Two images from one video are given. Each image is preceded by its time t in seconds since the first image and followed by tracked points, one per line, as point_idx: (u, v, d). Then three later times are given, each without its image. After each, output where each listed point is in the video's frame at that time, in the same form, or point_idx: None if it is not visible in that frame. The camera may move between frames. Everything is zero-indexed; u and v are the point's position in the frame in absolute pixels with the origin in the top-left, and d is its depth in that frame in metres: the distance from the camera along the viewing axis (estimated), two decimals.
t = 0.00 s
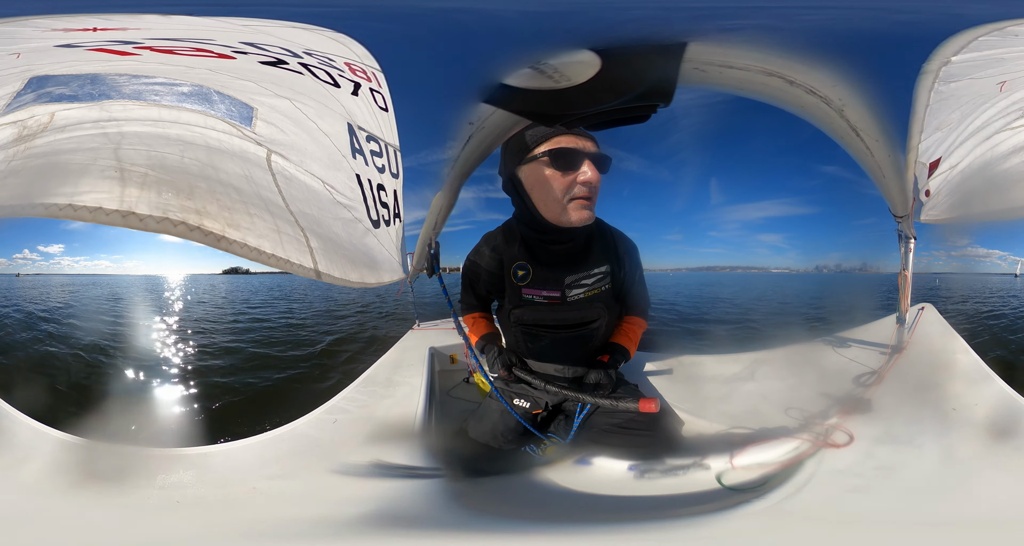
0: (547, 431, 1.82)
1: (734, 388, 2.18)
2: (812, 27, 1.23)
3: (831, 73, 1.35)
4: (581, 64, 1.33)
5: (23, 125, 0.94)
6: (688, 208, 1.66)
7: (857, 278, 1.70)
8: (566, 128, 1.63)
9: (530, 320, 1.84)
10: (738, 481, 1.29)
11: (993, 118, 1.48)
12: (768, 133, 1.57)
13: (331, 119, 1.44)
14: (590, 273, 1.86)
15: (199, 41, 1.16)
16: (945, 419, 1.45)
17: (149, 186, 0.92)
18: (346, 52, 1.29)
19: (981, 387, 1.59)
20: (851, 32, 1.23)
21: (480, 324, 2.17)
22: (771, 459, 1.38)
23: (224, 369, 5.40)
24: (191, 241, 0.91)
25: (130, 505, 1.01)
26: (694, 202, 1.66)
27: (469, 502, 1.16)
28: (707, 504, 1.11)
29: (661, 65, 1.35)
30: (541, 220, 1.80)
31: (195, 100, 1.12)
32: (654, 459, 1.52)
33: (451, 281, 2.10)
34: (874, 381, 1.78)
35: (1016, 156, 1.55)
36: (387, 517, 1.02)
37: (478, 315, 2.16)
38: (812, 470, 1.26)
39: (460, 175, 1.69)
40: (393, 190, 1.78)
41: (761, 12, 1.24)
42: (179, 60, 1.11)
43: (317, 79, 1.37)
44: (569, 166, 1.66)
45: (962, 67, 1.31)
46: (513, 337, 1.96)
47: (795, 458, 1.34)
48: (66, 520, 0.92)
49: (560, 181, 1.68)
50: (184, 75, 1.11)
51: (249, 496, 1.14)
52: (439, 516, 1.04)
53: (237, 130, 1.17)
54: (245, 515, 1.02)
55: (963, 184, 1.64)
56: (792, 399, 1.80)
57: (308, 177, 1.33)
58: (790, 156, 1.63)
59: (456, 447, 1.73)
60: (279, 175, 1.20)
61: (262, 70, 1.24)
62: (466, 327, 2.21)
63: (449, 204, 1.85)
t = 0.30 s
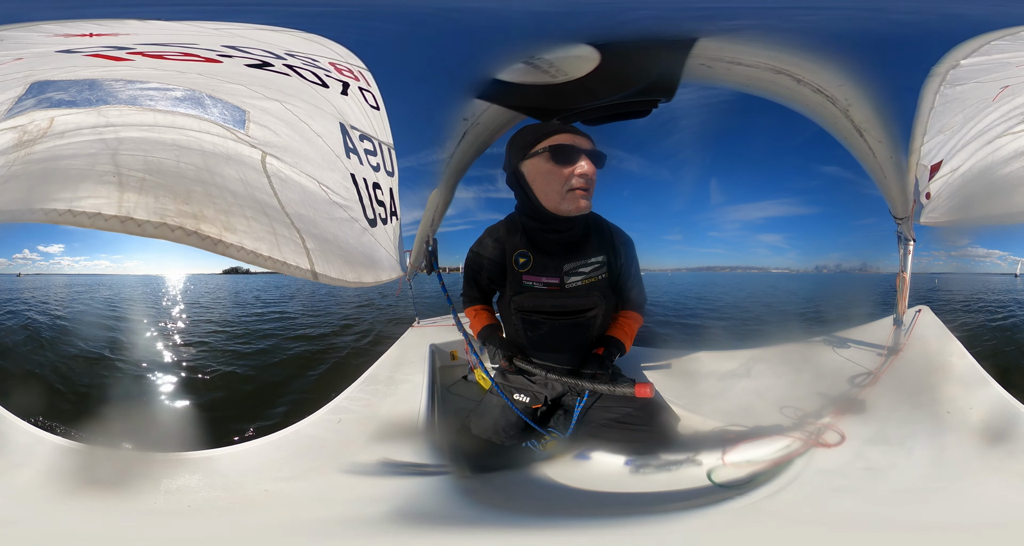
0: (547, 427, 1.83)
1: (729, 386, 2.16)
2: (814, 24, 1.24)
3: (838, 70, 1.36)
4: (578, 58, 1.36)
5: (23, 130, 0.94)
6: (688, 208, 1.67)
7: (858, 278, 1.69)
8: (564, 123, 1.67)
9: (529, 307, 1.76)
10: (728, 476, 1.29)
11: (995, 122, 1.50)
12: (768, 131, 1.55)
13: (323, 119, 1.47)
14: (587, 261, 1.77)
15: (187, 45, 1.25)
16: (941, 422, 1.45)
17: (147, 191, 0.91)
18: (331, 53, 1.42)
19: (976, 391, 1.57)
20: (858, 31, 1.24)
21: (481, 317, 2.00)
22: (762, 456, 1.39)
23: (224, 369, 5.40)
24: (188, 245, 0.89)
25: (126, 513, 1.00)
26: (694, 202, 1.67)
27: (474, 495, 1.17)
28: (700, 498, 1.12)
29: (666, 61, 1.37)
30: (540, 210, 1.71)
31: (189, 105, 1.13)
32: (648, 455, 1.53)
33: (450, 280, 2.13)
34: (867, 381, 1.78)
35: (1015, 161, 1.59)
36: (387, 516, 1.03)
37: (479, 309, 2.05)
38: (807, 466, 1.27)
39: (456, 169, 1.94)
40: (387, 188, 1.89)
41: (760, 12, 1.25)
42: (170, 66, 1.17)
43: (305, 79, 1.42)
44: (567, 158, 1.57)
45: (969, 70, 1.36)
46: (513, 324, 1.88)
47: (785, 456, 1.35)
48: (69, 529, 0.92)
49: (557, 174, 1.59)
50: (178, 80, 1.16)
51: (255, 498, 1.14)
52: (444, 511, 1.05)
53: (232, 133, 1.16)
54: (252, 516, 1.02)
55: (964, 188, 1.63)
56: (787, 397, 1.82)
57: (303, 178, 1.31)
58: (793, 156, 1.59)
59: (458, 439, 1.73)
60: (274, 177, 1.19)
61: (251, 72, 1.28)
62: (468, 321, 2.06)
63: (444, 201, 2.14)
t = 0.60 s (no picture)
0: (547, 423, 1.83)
1: (727, 382, 2.17)
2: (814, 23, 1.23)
3: (840, 71, 1.35)
4: (573, 55, 1.34)
5: (23, 132, 0.94)
6: (687, 208, 1.67)
7: (859, 278, 1.70)
8: (560, 118, 1.65)
9: (533, 291, 1.76)
10: (721, 473, 1.29)
11: (994, 125, 1.49)
12: (770, 131, 1.57)
13: (316, 120, 1.49)
14: (589, 251, 1.79)
15: (181, 48, 1.32)
16: (937, 423, 1.45)
17: (145, 192, 0.91)
18: (320, 54, 1.49)
19: (972, 392, 1.56)
20: (856, 31, 1.23)
21: (485, 308, 1.91)
22: (758, 453, 1.39)
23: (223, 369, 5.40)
24: (187, 245, 0.89)
25: (123, 517, 1.00)
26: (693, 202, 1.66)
27: (473, 495, 1.17)
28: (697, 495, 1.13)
29: (665, 58, 1.35)
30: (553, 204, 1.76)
31: (183, 107, 1.13)
32: (645, 452, 1.53)
33: (449, 280, 2.14)
34: (863, 381, 1.77)
35: (1013, 162, 1.59)
36: (386, 515, 1.03)
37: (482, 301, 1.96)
38: (805, 464, 1.27)
39: (452, 168, 1.91)
40: (382, 188, 1.90)
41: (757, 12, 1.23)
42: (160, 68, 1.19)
43: (296, 81, 1.47)
44: (580, 157, 1.64)
45: (972, 73, 1.35)
46: (517, 311, 1.85)
47: (779, 454, 1.36)
48: (67, 534, 0.91)
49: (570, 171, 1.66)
50: (172, 83, 1.17)
51: (255, 500, 1.14)
52: (444, 508, 1.05)
53: (228, 136, 1.17)
54: (250, 518, 1.02)
55: (963, 189, 1.62)
56: (783, 396, 1.83)
57: (299, 179, 1.31)
58: (794, 155, 1.61)
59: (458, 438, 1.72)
60: (270, 178, 1.19)
61: (242, 74, 1.31)
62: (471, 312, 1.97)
63: (441, 199, 2.10)
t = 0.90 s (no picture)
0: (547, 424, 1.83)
1: (726, 382, 2.16)
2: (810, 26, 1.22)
3: (837, 71, 1.35)
4: (569, 56, 1.34)
5: (22, 130, 0.94)
6: (687, 208, 1.79)
7: (860, 277, 1.71)
8: (555, 119, 1.63)
9: (541, 280, 1.73)
10: (721, 472, 1.29)
11: (994, 125, 1.49)
12: (772, 130, 1.61)
13: (314, 122, 1.46)
14: (594, 247, 1.80)
15: (183, 50, 1.31)
16: (934, 423, 1.44)
17: (144, 191, 0.91)
18: (319, 54, 1.53)
19: (970, 393, 1.55)
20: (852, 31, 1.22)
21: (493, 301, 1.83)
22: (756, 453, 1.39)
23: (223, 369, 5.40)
24: (186, 244, 0.88)
25: (119, 515, 0.99)
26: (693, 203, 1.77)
27: (470, 495, 1.17)
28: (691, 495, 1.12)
29: (661, 58, 1.34)
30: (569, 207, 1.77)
31: (183, 107, 1.13)
32: (644, 452, 1.53)
33: (447, 280, 2.14)
34: (862, 380, 1.77)
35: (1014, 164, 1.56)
36: (383, 516, 1.02)
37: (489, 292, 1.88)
38: (811, 468, 1.25)
39: (450, 168, 1.95)
40: (382, 189, 1.91)
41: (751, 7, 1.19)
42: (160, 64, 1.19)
43: (295, 82, 1.45)
44: (597, 164, 1.66)
45: (970, 71, 1.36)
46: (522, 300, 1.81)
47: (778, 453, 1.36)
48: (62, 533, 0.90)
49: (588, 178, 1.68)
50: (172, 83, 1.17)
51: (252, 500, 1.14)
52: (440, 509, 1.05)
53: (227, 136, 1.16)
54: (246, 519, 1.02)
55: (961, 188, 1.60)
56: (782, 395, 1.84)
57: (298, 180, 1.30)
58: (793, 155, 1.66)
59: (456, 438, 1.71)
60: (269, 179, 1.19)
61: (243, 75, 1.31)
62: (475, 305, 1.90)
63: (439, 200, 2.11)
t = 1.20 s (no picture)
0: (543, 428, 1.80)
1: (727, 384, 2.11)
2: (815, 27, 1.20)
3: (831, 73, 1.33)
4: (571, 59, 1.33)
5: (20, 128, 0.94)
6: (686, 208, 1.80)
7: (860, 278, 1.73)
8: (556, 122, 1.64)
9: (553, 274, 1.75)
10: (725, 476, 1.29)
11: (991, 122, 1.49)
12: (772, 131, 1.63)
13: (318, 121, 1.48)
14: (600, 251, 1.83)
15: (188, 47, 1.30)
16: (935, 422, 1.44)
17: (144, 189, 0.91)
18: (321, 54, 1.49)
19: (971, 390, 1.54)
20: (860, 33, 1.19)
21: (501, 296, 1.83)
22: (760, 456, 1.38)
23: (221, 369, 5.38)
24: (183, 243, 0.88)
25: (117, 515, 0.98)
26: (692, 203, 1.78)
27: (466, 498, 1.16)
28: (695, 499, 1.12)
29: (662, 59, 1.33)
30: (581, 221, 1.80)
31: (185, 105, 1.13)
32: (645, 455, 1.52)
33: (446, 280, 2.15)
34: (864, 380, 1.77)
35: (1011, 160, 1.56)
36: (381, 518, 1.02)
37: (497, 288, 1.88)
38: (811, 470, 1.24)
39: (450, 173, 1.91)
40: (382, 189, 1.90)
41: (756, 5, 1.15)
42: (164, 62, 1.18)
43: (301, 82, 1.44)
44: (611, 182, 1.74)
45: (965, 69, 1.34)
46: (531, 293, 1.80)
47: (783, 455, 1.35)
48: (57, 531, 0.90)
49: (602, 195, 1.75)
50: (175, 81, 1.17)
51: (245, 500, 1.13)
52: (436, 512, 1.04)
53: (229, 134, 1.17)
54: (239, 518, 1.01)
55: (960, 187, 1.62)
56: (783, 397, 1.83)
57: (298, 180, 1.32)
58: (793, 156, 1.67)
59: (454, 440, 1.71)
60: (269, 178, 1.20)
61: (248, 73, 1.31)
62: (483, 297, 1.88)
63: (439, 203, 2.07)
